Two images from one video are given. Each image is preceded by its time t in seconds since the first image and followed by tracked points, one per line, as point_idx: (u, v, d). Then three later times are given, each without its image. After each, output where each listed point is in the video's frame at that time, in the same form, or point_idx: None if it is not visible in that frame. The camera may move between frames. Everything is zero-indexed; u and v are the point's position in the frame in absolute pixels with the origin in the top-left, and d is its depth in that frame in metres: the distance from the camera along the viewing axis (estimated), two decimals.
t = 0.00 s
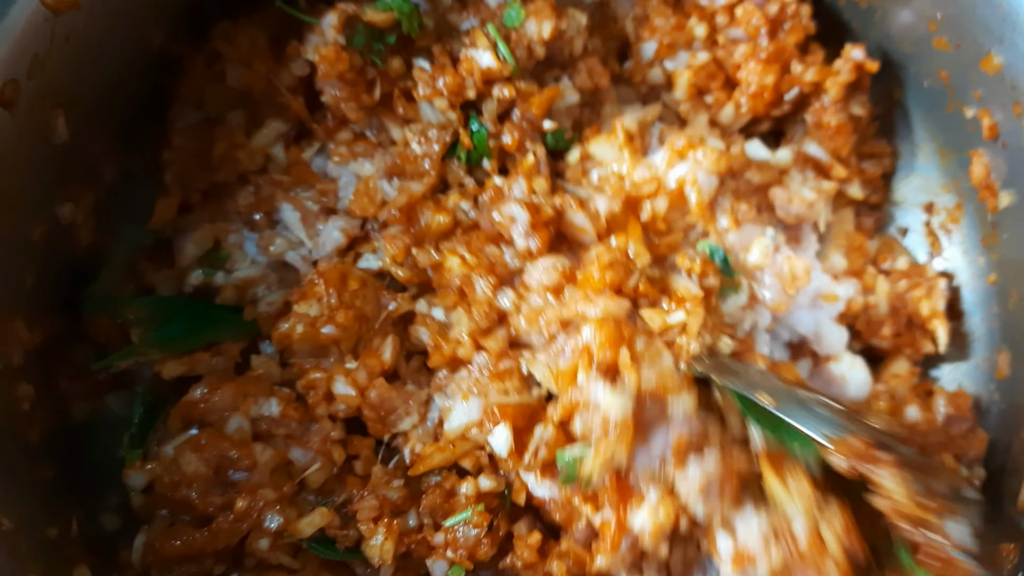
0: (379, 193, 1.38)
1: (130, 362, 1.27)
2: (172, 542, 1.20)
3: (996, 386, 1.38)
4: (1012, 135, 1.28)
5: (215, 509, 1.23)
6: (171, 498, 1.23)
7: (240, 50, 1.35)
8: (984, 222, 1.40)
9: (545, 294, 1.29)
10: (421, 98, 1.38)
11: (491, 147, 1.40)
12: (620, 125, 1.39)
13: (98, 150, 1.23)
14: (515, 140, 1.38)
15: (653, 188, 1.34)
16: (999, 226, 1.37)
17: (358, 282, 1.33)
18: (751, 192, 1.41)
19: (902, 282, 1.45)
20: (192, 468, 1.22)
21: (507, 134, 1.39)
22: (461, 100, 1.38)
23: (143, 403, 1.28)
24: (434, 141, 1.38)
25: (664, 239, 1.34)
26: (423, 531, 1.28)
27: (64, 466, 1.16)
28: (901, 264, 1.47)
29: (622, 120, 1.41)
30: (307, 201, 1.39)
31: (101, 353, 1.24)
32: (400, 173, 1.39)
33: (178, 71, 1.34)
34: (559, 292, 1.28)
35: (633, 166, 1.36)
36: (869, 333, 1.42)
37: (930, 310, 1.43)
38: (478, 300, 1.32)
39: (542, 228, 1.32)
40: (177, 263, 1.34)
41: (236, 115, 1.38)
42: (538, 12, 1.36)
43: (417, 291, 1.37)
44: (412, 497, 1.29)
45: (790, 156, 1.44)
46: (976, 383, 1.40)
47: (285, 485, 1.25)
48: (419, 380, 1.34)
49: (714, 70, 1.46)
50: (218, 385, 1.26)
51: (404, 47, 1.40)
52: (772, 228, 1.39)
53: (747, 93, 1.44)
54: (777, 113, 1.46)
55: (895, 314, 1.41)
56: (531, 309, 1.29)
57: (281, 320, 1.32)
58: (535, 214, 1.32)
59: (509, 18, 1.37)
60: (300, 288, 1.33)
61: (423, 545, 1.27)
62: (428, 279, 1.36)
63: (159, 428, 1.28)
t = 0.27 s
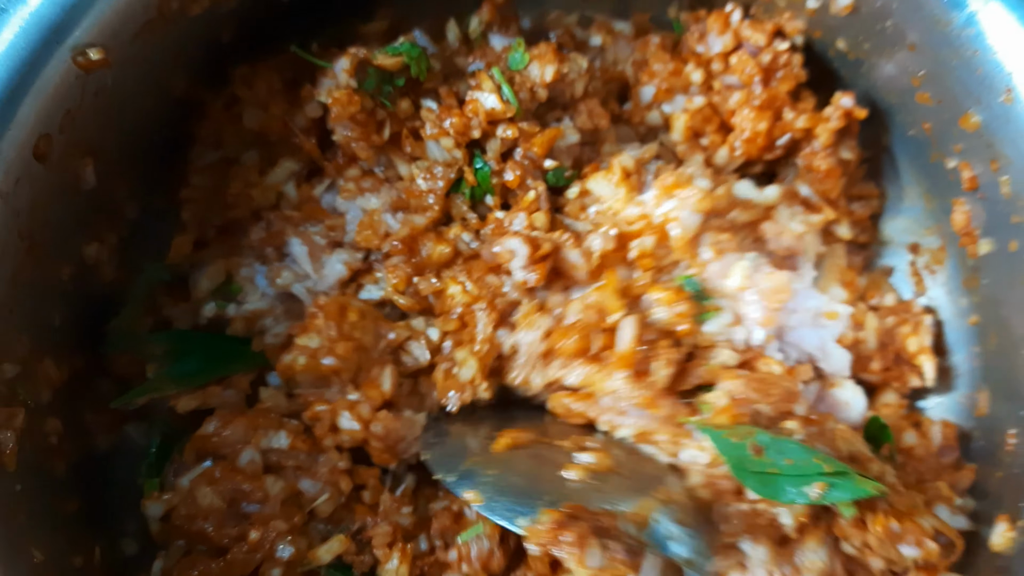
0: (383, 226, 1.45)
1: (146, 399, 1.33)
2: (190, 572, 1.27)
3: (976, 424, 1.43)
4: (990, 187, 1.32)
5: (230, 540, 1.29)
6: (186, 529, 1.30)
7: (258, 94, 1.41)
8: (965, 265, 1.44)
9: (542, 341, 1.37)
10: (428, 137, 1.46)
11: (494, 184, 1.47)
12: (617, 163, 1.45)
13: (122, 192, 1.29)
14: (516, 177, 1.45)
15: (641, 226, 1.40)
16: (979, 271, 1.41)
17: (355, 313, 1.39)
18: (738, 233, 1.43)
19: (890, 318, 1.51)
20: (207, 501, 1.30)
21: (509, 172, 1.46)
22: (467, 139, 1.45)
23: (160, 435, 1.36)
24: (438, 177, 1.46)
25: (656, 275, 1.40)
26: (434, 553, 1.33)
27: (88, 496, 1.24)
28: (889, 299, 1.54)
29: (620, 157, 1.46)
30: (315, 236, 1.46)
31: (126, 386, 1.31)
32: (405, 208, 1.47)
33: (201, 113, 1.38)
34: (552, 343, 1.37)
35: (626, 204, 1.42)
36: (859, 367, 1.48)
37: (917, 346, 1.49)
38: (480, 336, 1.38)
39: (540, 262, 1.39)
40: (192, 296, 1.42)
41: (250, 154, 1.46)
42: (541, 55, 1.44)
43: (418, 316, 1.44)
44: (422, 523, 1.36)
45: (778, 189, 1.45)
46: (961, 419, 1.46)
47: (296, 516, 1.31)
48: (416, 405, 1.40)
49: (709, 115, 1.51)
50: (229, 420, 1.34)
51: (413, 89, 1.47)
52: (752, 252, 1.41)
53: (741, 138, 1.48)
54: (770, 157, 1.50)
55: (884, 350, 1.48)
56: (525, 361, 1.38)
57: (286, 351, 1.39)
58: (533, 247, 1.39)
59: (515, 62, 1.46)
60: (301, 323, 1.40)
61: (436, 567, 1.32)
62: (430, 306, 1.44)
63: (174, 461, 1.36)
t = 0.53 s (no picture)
0: (402, 236, 1.55)
1: (186, 385, 1.45)
2: (230, 543, 1.38)
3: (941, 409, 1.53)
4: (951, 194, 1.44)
5: (268, 514, 1.42)
6: (226, 504, 1.42)
7: (285, 107, 1.53)
8: (932, 265, 1.57)
9: (549, 343, 1.50)
10: (442, 153, 1.56)
11: (503, 197, 1.57)
12: (614, 175, 1.57)
13: (159, 196, 1.39)
14: (523, 191, 1.56)
15: (642, 237, 1.50)
16: (943, 270, 1.54)
17: (381, 312, 1.50)
18: (724, 243, 1.57)
19: (864, 313, 1.63)
20: (247, 478, 1.42)
21: (517, 185, 1.56)
22: (477, 155, 1.56)
23: (195, 421, 1.47)
24: (452, 190, 1.56)
25: (653, 280, 1.52)
26: (450, 532, 1.44)
27: (131, 476, 1.32)
28: (864, 295, 1.67)
29: (616, 170, 1.58)
30: (339, 240, 1.57)
31: (163, 377, 1.41)
32: (421, 218, 1.56)
33: (230, 125, 1.49)
34: (562, 341, 1.50)
35: (624, 214, 1.53)
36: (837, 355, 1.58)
37: (890, 339, 1.61)
38: (492, 333, 1.51)
39: (547, 271, 1.51)
40: (223, 294, 1.54)
41: (277, 163, 1.58)
42: (543, 77, 1.57)
43: (435, 320, 1.54)
44: (440, 503, 1.46)
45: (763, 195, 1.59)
46: (927, 403, 1.56)
47: (326, 493, 1.43)
48: (435, 399, 1.51)
49: (698, 124, 1.62)
50: (266, 406, 1.46)
51: (429, 109, 1.59)
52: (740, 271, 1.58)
53: (727, 146, 1.60)
54: (754, 165, 1.63)
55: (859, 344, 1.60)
56: (538, 356, 1.50)
57: (316, 346, 1.52)
58: (541, 258, 1.51)
59: (519, 83, 1.58)
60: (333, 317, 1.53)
61: (451, 545, 1.44)
62: (447, 311, 1.53)
63: (210, 444, 1.48)
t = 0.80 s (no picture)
0: (379, 227, 1.64)
1: (183, 379, 1.53)
2: (236, 524, 1.46)
3: (898, 367, 1.55)
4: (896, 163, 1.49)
5: (270, 495, 1.48)
6: (230, 489, 1.49)
7: (261, 109, 1.63)
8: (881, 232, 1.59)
9: (528, 320, 1.57)
10: (414, 146, 1.65)
11: (473, 184, 1.67)
12: (578, 160, 1.66)
13: (149, 201, 1.48)
14: (493, 177, 1.64)
15: (608, 215, 1.59)
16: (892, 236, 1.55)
17: (363, 301, 1.59)
18: (688, 216, 1.66)
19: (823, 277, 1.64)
20: (247, 464, 1.49)
21: (486, 173, 1.65)
22: (448, 147, 1.65)
23: (192, 413, 1.54)
24: (425, 181, 1.65)
25: (620, 255, 1.61)
26: (443, 505, 1.49)
27: (135, 468, 1.39)
28: (822, 260, 1.66)
29: (580, 156, 1.67)
30: (319, 234, 1.66)
31: (157, 373, 1.49)
32: (396, 209, 1.65)
33: (209, 129, 1.57)
34: (542, 318, 1.57)
35: (590, 195, 1.62)
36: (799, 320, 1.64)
37: (849, 298, 1.62)
38: (470, 315, 1.58)
39: (520, 251, 1.59)
40: (212, 291, 1.62)
41: (257, 163, 1.67)
42: (507, 71, 1.67)
43: (415, 306, 1.62)
44: (432, 478, 1.52)
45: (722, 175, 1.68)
46: (886, 364, 1.58)
47: (324, 473, 1.50)
48: (422, 380, 1.60)
49: (656, 110, 1.72)
50: (260, 395, 1.54)
51: (399, 105, 1.69)
52: (704, 247, 1.65)
53: (686, 130, 1.69)
54: (711, 146, 1.72)
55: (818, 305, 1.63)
56: (519, 332, 1.57)
57: (303, 337, 1.59)
58: (513, 240, 1.59)
59: (485, 77, 1.68)
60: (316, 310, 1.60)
61: (445, 516, 1.49)
62: (425, 297, 1.62)
63: (210, 434, 1.55)
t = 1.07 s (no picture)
0: (338, 233, 1.64)
1: (152, 402, 1.56)
2: (217, 542, 1.46)
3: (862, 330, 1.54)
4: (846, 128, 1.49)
5: (249, 510, 1.48)
6: (208, 507, 1.49)
7: (209, 126, 1.63)
8: (838, 197, 1.60)
9: (495, 315, 1.56)
10: (366, 150, 1.66)
11: (430, 183, 1.66)
12: (530, 152, 1.66)
13: (104, 224, 1.47)
14: (449, 175, 1.65)
15: (564, 204, 1.60)
16: (849, 200, 1.56)
17: (329, 309, 1.59)
18: (648, 191, 1.67)
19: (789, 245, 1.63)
20: (224, 481, 1.49)
21: (442, 171, 1.65)
22: (400, 147, 1.66)
23: (164, 436, 1.56)
24: (380, 184, 1.64)
25: (581, 242, 1.61)
26: (425, 506, 1.48)
27: (112, 492, 1.41)
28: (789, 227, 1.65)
29: (531, 147, 1.68)
30: (279, 246, 1.65)
31: (128, 396, 1.53)
32: (355, 214, 1.65)
33: (160, 149, 1.57)
34: (509, 313, 1.56)
35: (545, 185, 1.62)
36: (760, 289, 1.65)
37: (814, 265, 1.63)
38: (437, 313, 1.57)
39: (481, 247, 1.59)
40: (175, 312, 1.62)
41: (210, 180, 1.67)
42: (455, 67, 1.68)
43: (382, 310, 1.62)
44: (412, 480, 1.50)
45: (679, 141, 1.70)
46: (853, 328, 1.56)
47: (302, 484, 1.49)
48: (394, 383, 1.59)
49: (604, 92, 1.73)
50: (232, 411, 1.54)
51: (349, 110, 1.70)
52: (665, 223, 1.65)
53: (636, 110, 1.70)
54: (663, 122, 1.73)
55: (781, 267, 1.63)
56: (488, 328, 1.55)
57: (271, 350, 1.59)
58: (473, 236, 1.59)
59: (431, 75, 1.69)
60: (282, 321, 1.60)
61: (428, 517, 1.47)
62: (392, 299, 1.62)
63: (183, 454, 1.56)
